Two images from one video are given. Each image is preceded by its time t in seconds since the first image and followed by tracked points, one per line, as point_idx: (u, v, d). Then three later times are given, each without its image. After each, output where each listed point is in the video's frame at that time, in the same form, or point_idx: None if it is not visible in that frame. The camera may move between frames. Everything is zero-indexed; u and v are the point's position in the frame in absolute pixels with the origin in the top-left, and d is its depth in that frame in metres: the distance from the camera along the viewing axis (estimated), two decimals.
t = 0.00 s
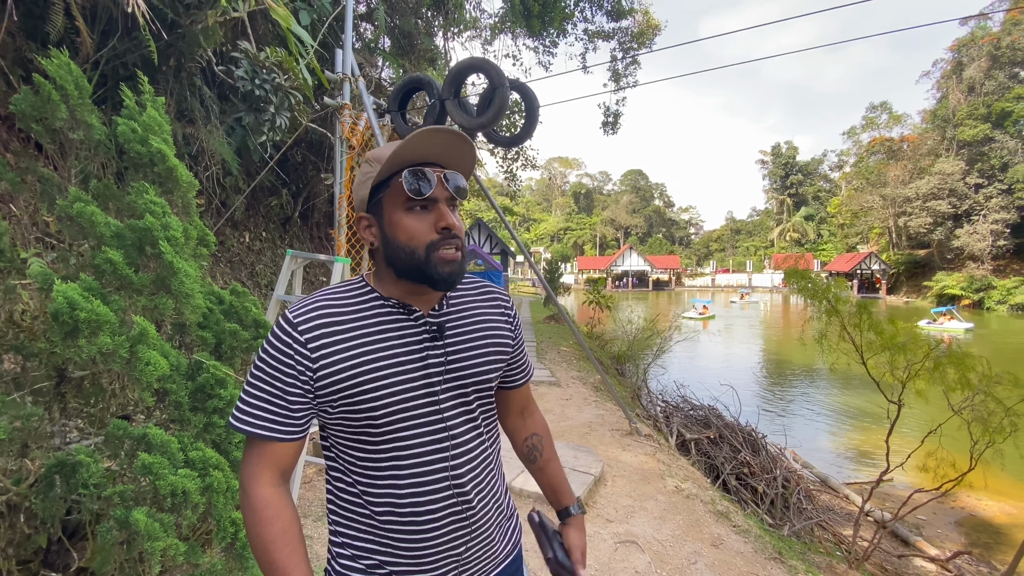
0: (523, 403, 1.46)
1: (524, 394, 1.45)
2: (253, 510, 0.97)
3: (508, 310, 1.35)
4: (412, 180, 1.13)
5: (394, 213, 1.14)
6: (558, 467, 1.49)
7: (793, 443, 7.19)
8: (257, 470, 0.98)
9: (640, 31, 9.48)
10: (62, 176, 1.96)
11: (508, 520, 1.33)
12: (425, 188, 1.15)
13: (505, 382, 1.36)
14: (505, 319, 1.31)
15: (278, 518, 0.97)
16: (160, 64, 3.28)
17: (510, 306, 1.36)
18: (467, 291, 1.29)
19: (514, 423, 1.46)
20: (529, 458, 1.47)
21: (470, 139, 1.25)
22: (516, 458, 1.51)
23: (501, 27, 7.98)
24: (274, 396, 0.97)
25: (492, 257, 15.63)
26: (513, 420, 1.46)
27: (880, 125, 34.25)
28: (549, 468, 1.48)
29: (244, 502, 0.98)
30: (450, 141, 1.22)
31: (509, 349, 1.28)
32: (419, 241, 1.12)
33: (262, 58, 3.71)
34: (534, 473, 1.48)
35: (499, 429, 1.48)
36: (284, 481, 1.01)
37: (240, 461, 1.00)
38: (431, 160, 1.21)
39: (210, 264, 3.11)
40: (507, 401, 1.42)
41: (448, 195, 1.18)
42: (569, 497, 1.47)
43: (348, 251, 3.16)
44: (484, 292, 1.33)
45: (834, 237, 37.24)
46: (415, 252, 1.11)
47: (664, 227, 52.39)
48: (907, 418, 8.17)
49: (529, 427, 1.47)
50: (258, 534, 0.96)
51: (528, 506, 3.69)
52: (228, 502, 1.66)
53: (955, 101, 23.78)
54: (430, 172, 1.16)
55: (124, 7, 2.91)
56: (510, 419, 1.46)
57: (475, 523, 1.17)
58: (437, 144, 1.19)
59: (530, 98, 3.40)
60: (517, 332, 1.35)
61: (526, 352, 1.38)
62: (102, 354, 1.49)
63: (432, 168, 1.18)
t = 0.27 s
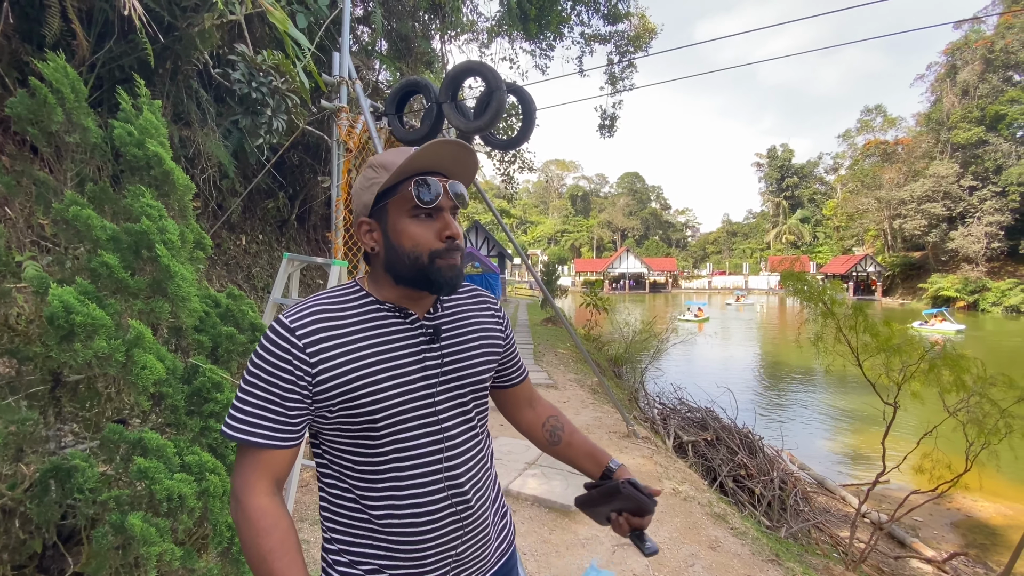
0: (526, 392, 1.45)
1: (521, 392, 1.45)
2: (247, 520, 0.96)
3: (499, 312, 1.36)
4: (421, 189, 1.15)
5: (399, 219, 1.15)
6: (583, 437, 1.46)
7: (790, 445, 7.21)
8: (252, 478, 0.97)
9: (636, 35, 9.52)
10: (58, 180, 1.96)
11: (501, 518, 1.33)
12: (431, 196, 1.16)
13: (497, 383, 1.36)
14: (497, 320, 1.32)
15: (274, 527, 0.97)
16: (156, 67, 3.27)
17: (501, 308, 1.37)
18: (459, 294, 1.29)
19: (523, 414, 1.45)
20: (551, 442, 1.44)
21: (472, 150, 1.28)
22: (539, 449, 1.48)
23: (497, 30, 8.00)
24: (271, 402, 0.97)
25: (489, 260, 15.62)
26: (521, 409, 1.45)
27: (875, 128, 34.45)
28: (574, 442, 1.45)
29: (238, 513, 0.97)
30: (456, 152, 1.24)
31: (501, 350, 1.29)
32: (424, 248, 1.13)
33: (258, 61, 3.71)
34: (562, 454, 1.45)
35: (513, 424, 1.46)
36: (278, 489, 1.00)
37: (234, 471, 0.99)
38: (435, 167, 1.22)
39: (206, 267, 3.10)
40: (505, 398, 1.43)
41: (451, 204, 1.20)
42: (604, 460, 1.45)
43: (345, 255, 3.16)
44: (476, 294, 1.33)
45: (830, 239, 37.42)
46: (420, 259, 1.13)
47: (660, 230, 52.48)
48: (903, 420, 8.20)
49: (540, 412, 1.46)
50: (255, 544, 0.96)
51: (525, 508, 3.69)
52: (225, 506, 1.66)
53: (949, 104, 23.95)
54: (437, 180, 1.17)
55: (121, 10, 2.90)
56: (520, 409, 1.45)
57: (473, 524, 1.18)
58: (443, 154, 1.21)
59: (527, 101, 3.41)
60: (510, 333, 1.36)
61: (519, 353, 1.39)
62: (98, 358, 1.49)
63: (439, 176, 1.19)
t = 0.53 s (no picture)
0: (528, 394, 1.45)
1: (520, 396, 1.45)
2: (244, 526, 0.96)
3: (495, 316, 1.36)
4: (378, 187, 1.18)
5: (364, 220, 1.19)
6: (586, 438, 1.47)
7: (787, 447, 7.22)
8: (249, 484, 0.97)
9: (633, 39, 9.56)
10: (54, 184, 1.95)
11: (500, 522, 1.34)
12: (390, 193, 1.18)
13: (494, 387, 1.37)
14: (492, 324, 1.32)
15: (272, 534, 0.97)
16: (154, 71, 3.27)
17: (495, 312, 1.38)
18: (455, 298, 1.29)
19: (525, 416, 1.45)
20: (555, 444, 1.45)
21: (440, 146, 1.27)
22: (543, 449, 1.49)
23: (494, 34, 8.02)
24: (265, 408, 0.97)
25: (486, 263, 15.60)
26: (524, 412, 1.45)
27: (870, 131, 34.65)
28: (578, 442, 1.46)
29: (236, 520, 0.97)
30: (421, 149, 1.25)
31: (497, 353, 1.30)
32: (384, 244, 1.14)
33: (256, 65, 3.71)
34: (566, 454, 1.46)
35: (517, 427, 1.47)
36: (276, 496, 1.00)
37: (230, 477, 0.99)
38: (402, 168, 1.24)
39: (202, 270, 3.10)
40: (504, 401, 1.43)
41: (415, 199, 1.20)
42: (608, 462, 1.45)
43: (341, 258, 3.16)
44: (471, 299, 1.33)
45: (826, 241, 37.59)
46: (379, 254, 1.14)
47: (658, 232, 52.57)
48: (899, 422, 8.23)
49: (542, 413, 1.46)
50: (253, 551, 0.95)
51: (523, 512, 3.68)
52: (221, 511, 1.65)
53: (945, 108, 24.10)
54: (395, 177, 1.19)
55: (118, 13, 2.90)
56: (524, 412, 1.45)
57: (470, 527, 1.18)
58: (407, 153, 1.24)
59: (524, 105, 3.42)
60: (505, 336, 1.36)
61: (515, 356, 1.39)
62: (95, 363, 1.49)
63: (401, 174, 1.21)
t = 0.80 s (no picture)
0: (514, 414, 1.46)
1: (513, 404, 1.45)
2: (243, 524, 0.96)
3: (495, 320, 1.36)
4: (364, 192, 1.17)
5: (354, 224, 1.20)
6: (548, 479, 1.49)
7: (786, 449, 7.23)
8: (248, 484, 0.97)
9: (631, 41, 9.59)
10: (52, 187, 1.95)
11: (502, 528, 1.33)
12: (376, 197, 1.18)
13: (495, 391, 1.36)
14: (492, 327, 1.32)
15: (270, 532, 0.97)
16: (152, 73, 3.27)
17: (496, 315, 1.37)
18: (454, 302, 1.29)
19: (505, 435, 1.47)
20: (519, 471, 1.48)
21: (427, 147, 1.25)
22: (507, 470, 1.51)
23: (493, 37, 8.04)
24: (262, 409, 0.97)
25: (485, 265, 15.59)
26: (504, 432, 1.46)
27: (867, 133, 34.79)
28: (539, 480, 1.48)
29: (235, 518, 0.97)
30: (408, 151, 1.23)
31: (497, 357, 1.29)
32: (370, 249, 1.15)
33: (254, 67, 3.71)
34: (524, 485, 1.49)
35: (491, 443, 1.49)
36: (275, 496, 1.00)
37: (230, 477, 0.99)
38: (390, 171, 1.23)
39: (201, 273, 3.09)
40: (497, 412, 1.42)
41: (402, 202, 1.19)
42: (560, 510, 1.48)
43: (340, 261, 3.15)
44: (471, 302, 1.33)
45: (823, 243, 37.69)
46: (365, 259, 1.14)
47: (656, 234, 52.65)
48: (897, 424, 8.24)
49: (520, 438, 1.48)
50: (252, 551, 0.96)
51: (522, 515, 3.67)
52: (219, 515, 1.65)
53: (941, 110, 24.22)
54: (381, 180, 1.18)
55: (116, 15, 2.90)
56: (500, 431, 1.46)
57: (469, 530, 1.17)
58: (394, 154, 1.23)
59: (522, 108, 3.42)
60: (505, 340, 1.36)
61: (515, 361, 1.39)
62: (92, 366, 1.48)
63: (387, 177, 1.20)
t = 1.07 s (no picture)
0: (514, 415, 1.46)
1: (513, 406, 1.44)
2: (244, 525, 0.96)
3: (496, 322, 1.36)
4: (370, 196, 1.17)
5: (359, 227, 1.20)
6: (552, 480, 1.49)
7: (786, 450, 7.23)
8: (249, 483, 0.97)
9: (630, 43, 9.61)
10: (51, 188, 1.94)
11: (499, 528, 1.33)
12: (383, 202, 1.17)
13: (495, 392, 1.36)
14: (493, 329, 1.32)
15: (271, 533, 0.96)
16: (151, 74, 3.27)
17: (497, 317, 1.37)
18: (455, 304, 1.29)
19: (505, 437, 1.46)
20: (522, 472, 1.47)
21: (436, 153, 1.24)
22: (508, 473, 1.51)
23: (492, 39, 8.05)
24: (266, 407, 0.96)
25: (484, 266, 15.58)
26: (504, 434, 1.46)
27: (865, 135, 34.87)
28: (543, 480, 1.48)
29: (236, 519, 0.97)
30: (416, 156, 1.23)
31: (498, 359, 1.29)
32: (374, 253, 1.15)
33: (254, 68, 3.72)
34: (528, 487, 1.48)
35: (492, 445, 1.48)
36: (276, 496, 0.99)
37: (231, 476, 0.98)
38: (397, 175, 1.23)
39: (200, 274, 3.08)
40: (497, 414, 1.41)
41: (408, 208, 1.19)
42: (564, 510, 1.47)
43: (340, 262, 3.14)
44: (472, 304, 1.33)
45: (822, 245, 37.74)
46: (369, 263, 1.14)
47: (655, 236, 52.68)
48: (897, 425, 8.25)
49: (521, 440, 1.47)
50: (252, 553, 0.95)
51: (522, 516, 3.67)
52: (218, 517, 1.64)
53: (939, 112, 24.29)
54: (387, 185, 1.18)
55: (116, 17, 2.90)
56: (502, 434, 1.45)
57: (468, 531, 1.17)
58: (402, 160, 1.22)
59: (522, 109, 3.42)
60: (506, 343, 1.36)
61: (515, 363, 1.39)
62: (91, 367, 1.47)
63: (394, 181, 1.20)
